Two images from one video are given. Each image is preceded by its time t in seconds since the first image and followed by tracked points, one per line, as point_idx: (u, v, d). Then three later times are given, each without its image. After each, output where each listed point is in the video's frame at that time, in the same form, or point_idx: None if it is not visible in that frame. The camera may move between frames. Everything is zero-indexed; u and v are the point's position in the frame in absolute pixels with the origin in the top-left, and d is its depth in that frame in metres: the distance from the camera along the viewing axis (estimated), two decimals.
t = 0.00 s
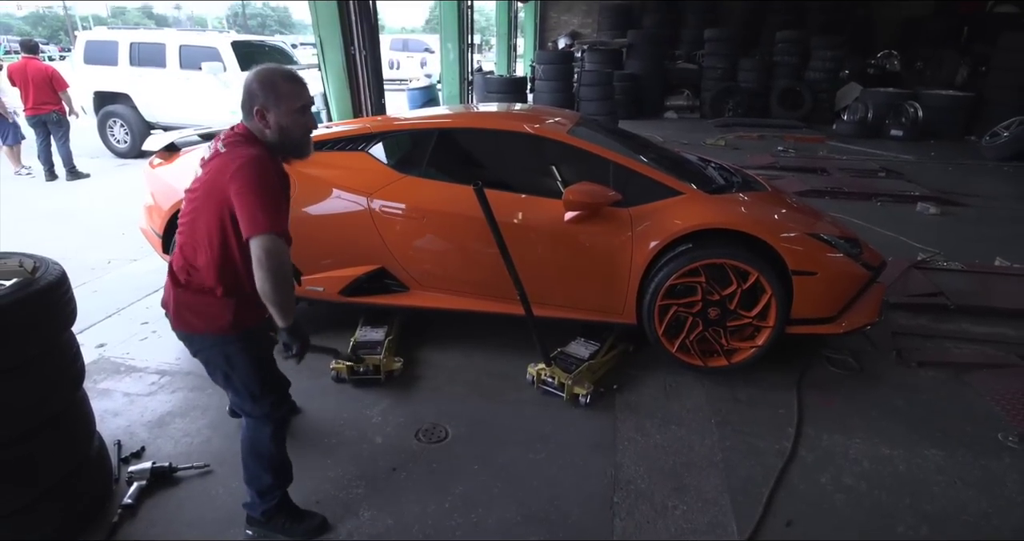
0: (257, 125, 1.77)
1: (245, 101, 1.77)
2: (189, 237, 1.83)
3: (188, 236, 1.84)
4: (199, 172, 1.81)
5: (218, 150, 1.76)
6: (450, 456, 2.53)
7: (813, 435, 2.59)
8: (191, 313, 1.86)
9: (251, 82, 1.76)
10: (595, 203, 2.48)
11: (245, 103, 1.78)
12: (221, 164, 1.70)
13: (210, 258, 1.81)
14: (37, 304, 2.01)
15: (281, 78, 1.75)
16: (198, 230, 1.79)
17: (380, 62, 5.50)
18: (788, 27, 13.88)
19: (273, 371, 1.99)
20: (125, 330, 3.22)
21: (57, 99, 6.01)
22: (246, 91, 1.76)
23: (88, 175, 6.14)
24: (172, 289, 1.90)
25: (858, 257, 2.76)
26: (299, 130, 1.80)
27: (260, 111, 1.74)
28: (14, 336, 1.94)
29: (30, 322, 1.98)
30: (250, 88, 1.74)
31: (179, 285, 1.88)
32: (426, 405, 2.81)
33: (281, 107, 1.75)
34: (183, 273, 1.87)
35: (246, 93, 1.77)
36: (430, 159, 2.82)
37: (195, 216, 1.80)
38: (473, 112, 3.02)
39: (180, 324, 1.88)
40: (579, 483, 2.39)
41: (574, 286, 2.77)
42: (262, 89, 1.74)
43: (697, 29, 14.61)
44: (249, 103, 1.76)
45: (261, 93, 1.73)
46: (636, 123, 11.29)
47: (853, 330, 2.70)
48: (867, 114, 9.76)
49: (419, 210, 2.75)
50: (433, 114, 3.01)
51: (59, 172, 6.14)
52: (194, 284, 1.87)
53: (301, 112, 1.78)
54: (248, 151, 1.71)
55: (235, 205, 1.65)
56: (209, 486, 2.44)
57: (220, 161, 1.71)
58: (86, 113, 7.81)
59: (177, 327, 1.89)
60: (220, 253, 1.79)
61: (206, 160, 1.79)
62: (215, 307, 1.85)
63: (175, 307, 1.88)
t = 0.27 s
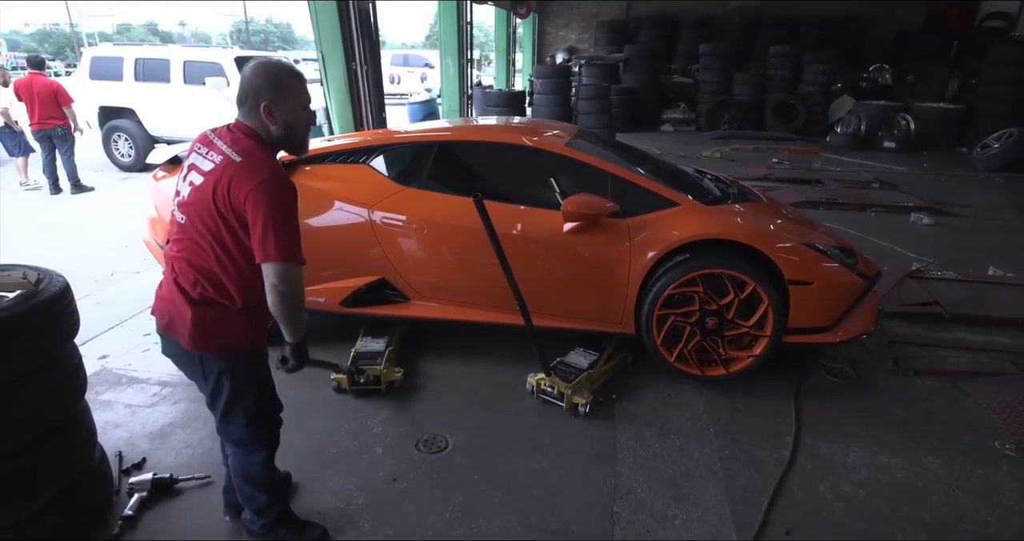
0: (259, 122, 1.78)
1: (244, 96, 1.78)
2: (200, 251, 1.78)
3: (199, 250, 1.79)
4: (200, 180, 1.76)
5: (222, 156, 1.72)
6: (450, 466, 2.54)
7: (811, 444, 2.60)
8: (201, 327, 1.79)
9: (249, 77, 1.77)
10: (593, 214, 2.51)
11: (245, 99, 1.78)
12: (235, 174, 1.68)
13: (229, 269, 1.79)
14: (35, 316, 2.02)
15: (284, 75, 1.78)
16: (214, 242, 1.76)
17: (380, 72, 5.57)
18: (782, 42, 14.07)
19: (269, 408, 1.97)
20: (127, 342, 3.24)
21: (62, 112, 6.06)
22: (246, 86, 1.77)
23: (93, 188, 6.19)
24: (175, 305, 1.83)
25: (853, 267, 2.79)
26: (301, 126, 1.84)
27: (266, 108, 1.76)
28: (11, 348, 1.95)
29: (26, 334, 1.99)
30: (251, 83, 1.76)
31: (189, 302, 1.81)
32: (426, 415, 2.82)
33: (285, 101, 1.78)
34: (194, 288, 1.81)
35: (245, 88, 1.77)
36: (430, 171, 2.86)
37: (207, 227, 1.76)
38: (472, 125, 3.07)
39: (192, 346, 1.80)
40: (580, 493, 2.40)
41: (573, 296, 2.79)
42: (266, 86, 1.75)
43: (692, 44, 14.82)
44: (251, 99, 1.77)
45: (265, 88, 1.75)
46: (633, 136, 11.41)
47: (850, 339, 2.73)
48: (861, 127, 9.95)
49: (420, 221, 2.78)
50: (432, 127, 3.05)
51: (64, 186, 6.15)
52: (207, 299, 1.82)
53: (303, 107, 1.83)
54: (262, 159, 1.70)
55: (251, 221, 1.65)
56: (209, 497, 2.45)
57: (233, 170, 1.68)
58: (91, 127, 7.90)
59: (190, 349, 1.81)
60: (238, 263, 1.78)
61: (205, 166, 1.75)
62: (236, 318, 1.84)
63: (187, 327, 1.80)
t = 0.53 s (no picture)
0: (244, 121, 1.76)
1: (221, 97, 1.75)
2: (219, 260, 1.72)
3: (219, 261, 1.73)
4: (196, 191, 1.71)
5: (213, 160, 1.69)
6: (452, 470, 2.58)
7: (806, 448, 2.64)
8: (238, 341, 1.73)
9: (225, 78, 1.74)
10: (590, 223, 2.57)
11: (222, 101, 1.75)
12: (234, 171, 1.64)
13: (253, 270, 1.75)
14: (44, 326, 2.07)
15: (261, 73, 1.77)
16: (232, 247, 1.71)
17: (383, 85, 5.69)
18: (775, 56, 14.30)
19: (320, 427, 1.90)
20: (135, 349, 3.30)
21: (73, 127, 6.20)
22: (222, 87, 1.74)
23: (103, 200, 6.31)
24: (204, 328, 1.76)
25: (845, 274, 2.86)
26: (277, 126, 1.85)
27: (251, 106, 1.76)
28: (21, 357, 2.00)
29: (35, 344, 2.04)
30: (228, 84, 1.73)
31: (222, 316, 1.74)
32: (428, 420, 2.87)
33: (265, 101, 1.78)
34: (223, 301, 1.75)
35: (219, 89, 1.74)
36: (432, 182, 2.93)
37: (220, 235, 1.71)
38: (473, 137, 3.15)
39: (236, 358, 1.73)
40: (579, 496, 2.44)
41: (571, 303, 2.86)
42: (244, 86, 1.74)
43: (687, 59, 15.07)
44: (229, 100, 1.74)
45: (246, 88, 1.74)
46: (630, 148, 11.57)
47: (843, 345, 2.78)
48: (850, 138, 10.10)
49: (422, 230, 2.85)
50: (434, 139, 3.13)
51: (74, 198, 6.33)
52: (238, 307, 1.76)
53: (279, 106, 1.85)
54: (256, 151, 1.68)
55: (265, 212, 1.61)
56: (214, 501, 2.49)
57: (231, 168, 1.65)
58: (101, 141, 8.06)
59: (235, 362, 1.74)
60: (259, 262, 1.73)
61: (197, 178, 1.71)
62: (271, 318, 1.80)
63: (228, 340, 1.73)
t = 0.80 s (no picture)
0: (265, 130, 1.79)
1: (230, 112, 1.74)
2: (258, 276, 1.67)
3: (257, 277, 1.67)
4: (230, 205, 1.64)
5: (248, 171, 1.64)
6: (452, 474, 2.59)
7: (803, 451, 2.66)
8: (287, 356, 1.69)
9: (240, 87, 1.73)
10: (589, 229, 2.60)
11: (240, 110, 1.74)
12: (279, 180, 1.65)
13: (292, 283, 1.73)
14: (46, 332, 2.08)
15: (267, 86, 1.79)
16: (273, 259, 1.68)
17: (386, 95, 5.75)
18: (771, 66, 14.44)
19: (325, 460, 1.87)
20: (140, 355, 3.33)
21: (80, 137, 6.26)
22: (231, 102, 1.73)
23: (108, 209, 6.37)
24: (243, 352, 1.68)
25: (841, 279, 2.89)
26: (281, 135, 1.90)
27: (271, 115, 1.80)
28: (23, 363, 2.01)
29: (36, 350, 2.04)
30: (238, 98, 1.73)
31: (263, 335, 1.68)
32: (429, 425, 2.90)
33: (274, 113, 1.81)
34: (261, 319, 1.68)
35: (229, 105, 1.73)
36: (433, 190, 2.97)
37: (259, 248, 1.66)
38: (473, 145, 3.20)
39: (280, 377, 1.68)
40: (579, 499, 2.45)
41: (570, 308, 2.89)
42: (262, 94, 1.77)
43: (684, 69, 15.22)
44: (240, 114, 1.74)
45: (257, 101, 1.75)
46: (628, 157, 11.67)
47: (839, 349, 2.82)
48: (844, 146, 10.18)
49: (423, 237, 2.90)
50: (434, 147, 3.18)
51: (79, 206, 6.39)
52: (276, 323, 1.71)
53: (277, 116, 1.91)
54: (294, 159, 1.70)
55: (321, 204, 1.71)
56: (216, 506, 2.51)
57: (273, 178, 1.65)
58: (108, 150, 8.17)
59: (277, 382, 1.69)
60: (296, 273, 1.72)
61: (228, 192, 1.65)
62: (307, 329, 1.79)
63: (271, 360, 1.67)
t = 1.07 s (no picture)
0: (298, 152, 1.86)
1: (267, 132, 1.80)
2: (274, 290, 1.63)
3: (273, 291, 1.63)
4: (257, 209, 1.65)
5: (282, 178, 1.68)
6: (451, 482, 2.59)
7: (802, 458, 2.67)
8: (297, 376, 1.64)
9: (277, 110, 1.81)
10: (587, 236, 2.63)
11: (275, 132, 1.80)
12: (310, 190, 1.69)
13: (304, 302, 1.69)
14: (45, 338, 2.09)
15: (301, 110, 1.87)
16: (292, 273, 1.65)
17: (387, 104, 5.83)
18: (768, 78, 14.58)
19: (323, 488, 1.82)
20: (140, 362, 3.34)
21: (84, 145, 6.33)
22: (269, 122, 1.80)
23: (111, 217, 6.42)
24: (249, 371, 1.60)
25: (838, 287, 2.91)
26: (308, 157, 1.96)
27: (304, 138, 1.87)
28: (20, 369, 2.01)
29: (34, 357, 2.05)
30: (276, 119, 1.80)
31: (273, 354, 1.62)
32: (428, 431, 2.90)
33: (306, 136, 1.88)
34: (271, 338, 1.62)
35: (266, 126, 1.80)
36: (433, 197, 3.00)
37: (279, 259, 1.65)
38: (473, 153, 3.23)
39: (291, 398, 1.63)
40: (578, 507, 2.44)
41: (568, 315, 2.91)
42: (297, 118, 1.85)
43: (681, 81, 15.37)
44: (276, 134, 1.81)
45: (293, 122, 1.83)
46: (626, 167, 11.75)
47: (838, 356, 2.82)
48: (840, 156, 10.30)
49: (422, 244, 2.92)
50: (435, 155, 3.22)
51: (83, 214, 6.43)
52: (287, 344, 1.66)
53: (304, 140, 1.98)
54: (325, 173, 1.75)
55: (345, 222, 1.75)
56: (215, 513, 2.51)
57: (305, 188, 1.69)
58: (111, 159, 8.22)
59: (286, 405, 1.63)
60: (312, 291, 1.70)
61: (256, 199, 1.66)
62: (314, 352, 1.74)
63: (282, 381, 1.62)
